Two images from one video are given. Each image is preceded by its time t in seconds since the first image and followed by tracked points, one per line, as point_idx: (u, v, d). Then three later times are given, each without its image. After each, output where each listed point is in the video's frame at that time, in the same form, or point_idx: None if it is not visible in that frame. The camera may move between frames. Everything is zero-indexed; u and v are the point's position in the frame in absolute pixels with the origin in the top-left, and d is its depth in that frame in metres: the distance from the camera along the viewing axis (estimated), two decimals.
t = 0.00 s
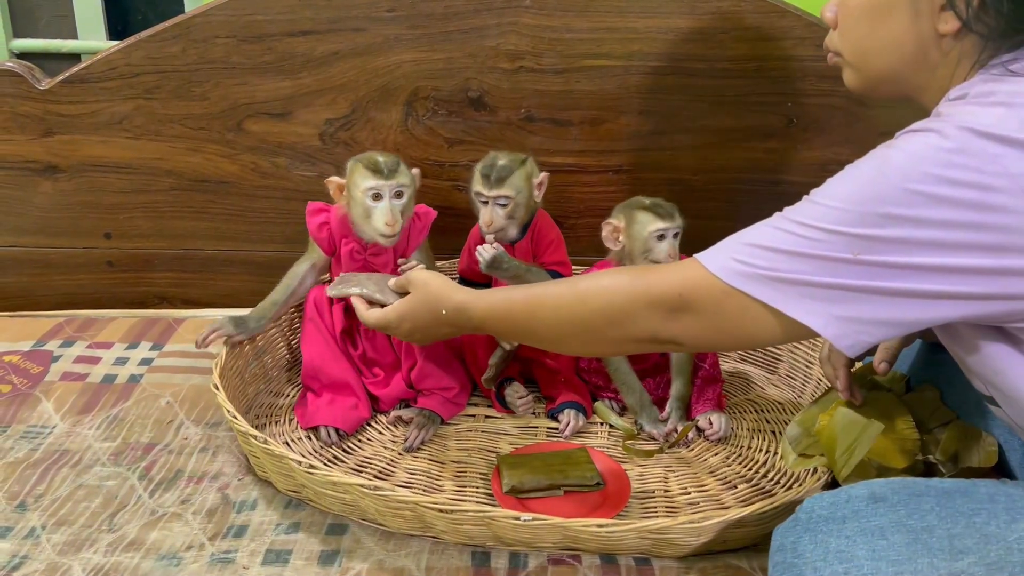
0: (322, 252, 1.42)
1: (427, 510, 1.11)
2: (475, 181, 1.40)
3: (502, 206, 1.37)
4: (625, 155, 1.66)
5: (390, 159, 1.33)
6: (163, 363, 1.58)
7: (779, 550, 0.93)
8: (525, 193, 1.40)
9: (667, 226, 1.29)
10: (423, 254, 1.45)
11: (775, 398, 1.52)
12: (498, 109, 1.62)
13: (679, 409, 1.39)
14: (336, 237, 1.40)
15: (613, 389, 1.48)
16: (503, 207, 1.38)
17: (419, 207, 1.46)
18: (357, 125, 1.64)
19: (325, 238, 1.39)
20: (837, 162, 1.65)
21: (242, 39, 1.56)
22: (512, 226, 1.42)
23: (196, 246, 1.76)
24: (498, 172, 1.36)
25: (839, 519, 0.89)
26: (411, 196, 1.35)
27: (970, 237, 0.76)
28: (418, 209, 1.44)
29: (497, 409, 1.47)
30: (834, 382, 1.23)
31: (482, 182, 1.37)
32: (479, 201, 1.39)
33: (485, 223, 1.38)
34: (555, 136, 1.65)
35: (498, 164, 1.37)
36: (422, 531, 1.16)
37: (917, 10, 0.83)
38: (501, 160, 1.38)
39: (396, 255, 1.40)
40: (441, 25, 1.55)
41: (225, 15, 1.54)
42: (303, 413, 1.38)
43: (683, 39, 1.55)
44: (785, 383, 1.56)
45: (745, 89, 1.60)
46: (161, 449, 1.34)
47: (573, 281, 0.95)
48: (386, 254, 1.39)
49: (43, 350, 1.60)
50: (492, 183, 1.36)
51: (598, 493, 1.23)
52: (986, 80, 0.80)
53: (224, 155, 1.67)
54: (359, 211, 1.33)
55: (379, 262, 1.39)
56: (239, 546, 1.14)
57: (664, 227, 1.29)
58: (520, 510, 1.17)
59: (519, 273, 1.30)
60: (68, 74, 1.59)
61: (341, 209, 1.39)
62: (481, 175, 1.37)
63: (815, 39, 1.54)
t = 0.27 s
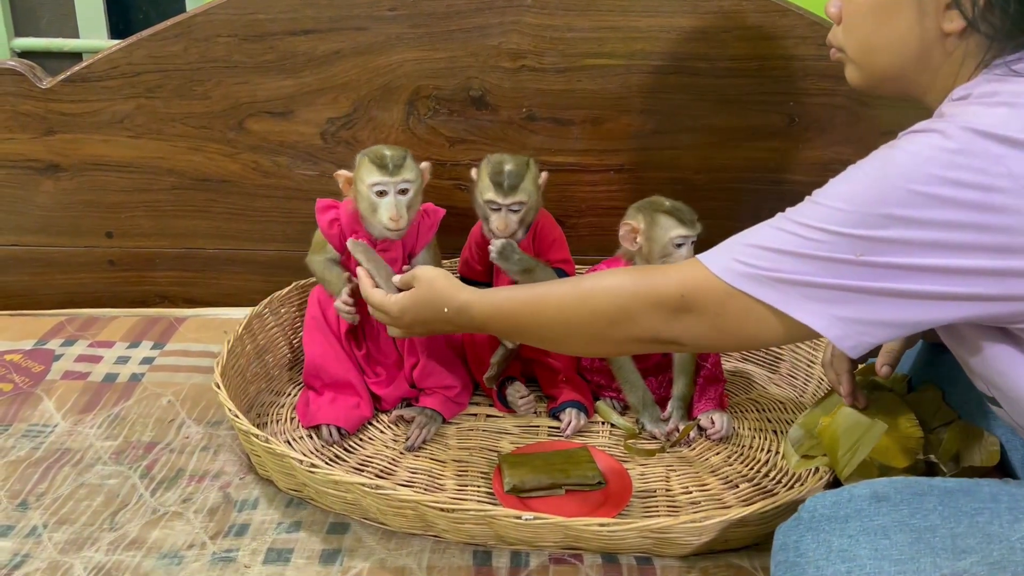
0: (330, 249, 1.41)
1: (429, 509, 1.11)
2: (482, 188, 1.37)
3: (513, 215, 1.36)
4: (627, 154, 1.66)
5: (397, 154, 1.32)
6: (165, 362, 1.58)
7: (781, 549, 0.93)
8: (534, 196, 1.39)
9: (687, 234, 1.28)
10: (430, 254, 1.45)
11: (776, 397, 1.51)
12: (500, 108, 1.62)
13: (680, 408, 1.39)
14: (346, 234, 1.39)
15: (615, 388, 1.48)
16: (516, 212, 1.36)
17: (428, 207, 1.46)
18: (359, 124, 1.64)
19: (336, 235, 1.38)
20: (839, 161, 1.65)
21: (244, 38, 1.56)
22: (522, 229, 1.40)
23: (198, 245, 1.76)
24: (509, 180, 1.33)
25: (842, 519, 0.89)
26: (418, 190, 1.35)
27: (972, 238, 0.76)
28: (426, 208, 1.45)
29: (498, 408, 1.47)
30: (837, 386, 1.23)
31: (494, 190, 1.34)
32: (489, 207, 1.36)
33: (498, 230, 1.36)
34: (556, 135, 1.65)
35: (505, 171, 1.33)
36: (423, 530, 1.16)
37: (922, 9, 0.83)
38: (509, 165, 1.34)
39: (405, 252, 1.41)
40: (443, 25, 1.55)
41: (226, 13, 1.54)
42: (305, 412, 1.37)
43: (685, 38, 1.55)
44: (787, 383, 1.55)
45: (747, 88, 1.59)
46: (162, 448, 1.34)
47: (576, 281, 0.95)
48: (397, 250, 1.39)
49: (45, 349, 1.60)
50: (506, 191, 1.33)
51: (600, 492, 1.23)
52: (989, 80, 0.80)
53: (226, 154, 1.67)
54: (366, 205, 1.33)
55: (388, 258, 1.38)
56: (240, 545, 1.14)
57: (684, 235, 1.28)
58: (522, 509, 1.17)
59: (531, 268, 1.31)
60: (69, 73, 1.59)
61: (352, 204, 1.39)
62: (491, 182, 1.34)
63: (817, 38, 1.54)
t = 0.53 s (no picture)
0: (337, 248, 1.41)
1: (431, 508, 1.11)
2: (489, 196, 1.37)
3: (524, 215, 1.35)
4: (629, 153, 1.66)
5: (402, 152, 1.32)
6: (167, 362, 1.58)
7: (783, 549, 0.93)
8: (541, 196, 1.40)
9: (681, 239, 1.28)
10: (437, 252, 1.45)
11: (778, 397, 1.51)
12: (502, 107, 1.62)
13: (682, 408, 1.40)
14: (352, 232, 1.38)
15: (617, 388, 1.48)
16: (528, 214, 1.36)
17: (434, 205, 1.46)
18: (361, 123, 1.63)
19: (342, 233, 1.38)
20: (841, 161, 1.64)
21: (246, 37, 1.56)
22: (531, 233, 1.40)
23: (200, 245, 1.76)
24: (514, 182, 1.34)
25: (845, 518, 0.89)
26: (424, 188, 1.35)
27: (969, 239, 0.76)
28: (433, 206, 1.44)
29: (500, 408, 1.47)
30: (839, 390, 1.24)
31: (504, 195, 1.34)
32: (500, 213, 1.36)
33: (513, 235, 1.35)
34: (558, 135, 1.65)
35: (508, 174, 1.34)
36: (425, 529, 1.16)
37: (919, 10, 0.83)
38: (512, 167, 1.35)
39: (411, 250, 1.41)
40: (445, 24, 1.55)
41: (228, 13, 1.54)
42: (307, 411, 1.38)
43: (687, 37, 1.55)
44: (789, 382, 1.55)
45: (749, 87, 1.59)
46: (165, 447, 1.35)
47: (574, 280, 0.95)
48: (403, 248, 1.39)
49: (47, 348, 1.60)
50: (517, 193, 1.33)
51: (602, 492, 1.23)
52: (986, 81, 0.80)
53: (228, 153, 1.67)
54: (371, 203, 1.33)
55: (395, 255, 1.38)
56: (243, 545, 1.14)
57: (675, 240, 1.28)
58: (524, 508, 1.17)
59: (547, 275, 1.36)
60: (72, 72, 1.59)
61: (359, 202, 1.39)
62: (500, 186, 1.34)
63: (819, 37, 1.54)
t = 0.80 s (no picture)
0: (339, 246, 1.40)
1: (434, 507, 1.11)
2: (501, 196, 1.37)
3: (542, 206, 1.37)
4: (631, 153, 1.66)
5: (399, 149, 1.31)
6: (169, 361, 1.58)
7: (786, 548, 0.93)
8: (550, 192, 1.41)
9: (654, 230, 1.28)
10: (442, 251, 1.44)
11: (780, 396, 1.51)
12: (503, 106, 1.62)
13: (684, 407, 1.40)
14: (357, 229, 1.39)
15: (619, 387, 1.48)
16: (543, 207, 1.37)
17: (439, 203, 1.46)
18: (363, 123, 1.64)
19: (347, 230, 1.38)
20: (842, 160, 1.64)
21: (248, 36, 1.56)
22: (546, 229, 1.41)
23: (202, 244, 1.76)
24: (527, 176, 1.35)
25: (847, 517, 0.89)
26: (419, 186, 1.33)
27: (969, 240, 0.76)
28: (436, 204, 1.44)
29: (502, 407, 1.47)
30: (841, 390, 1.24)
31: (520, 190, 1.34)
32: (518, 210, 1.36)
33: (534, 229, 1.35)
34: (560, 134, 1.65)
35: (518, 171, 1.36)
36: (427, 528, 1.16)
37: (920, 11, 0.83)
38: (519, 165, 1.37)
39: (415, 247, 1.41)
40: (447, 23, 1.55)
41: (230, 12, 1.54)
42: (309, 410, 1.38)
43: (689, 36, 1.55)
44: (790, 382, 1.55)
45: (752, 86, 1.59)
46: (167, 446, 1.35)
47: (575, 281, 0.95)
48: (407, 245, 1.39)
49: (50, 347, 1.60)
50: (531, 187, 1.35)
51: (604, 491, 1.23)
52: (987, 82, 0.80)
53: (230, 153, 1.67)
54: (368, 199, 1.34)
55: (398, 252, 1.38)
56: (245, 543, 1.14)
57: (641, 232, 1.29)
58: (526, 507, 1.17)
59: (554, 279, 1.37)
60: (74, 72, 1.59)
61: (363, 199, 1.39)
62: (512, 184, 1.35)
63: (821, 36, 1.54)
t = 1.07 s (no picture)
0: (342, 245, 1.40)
1: (437, 504, 1.11)
2: (511, 190, 1.36)
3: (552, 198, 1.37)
4: (633, 151, 1.66)
5: (396, 144, 1.30)
6: (172, 359, 1.58)
7: (790, 544, 0.93)
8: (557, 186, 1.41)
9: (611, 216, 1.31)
10: (442, 248, 1.44)
11: (782, 394, 1.51)
12: (506, 104, 1.62)
13: (687, 405, 1.40)
14: (360, 227, 1.39)
15: (621, 385, 1.48)
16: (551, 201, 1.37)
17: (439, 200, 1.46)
18: (365, 121, 1.64)
19: (350, 231, 1.38)
20: (845, 158, 1.64)
21: (250, 34, 1.56)
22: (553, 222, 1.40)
23: (205, 242, 1.76)
24: (536, 170, 1.34)
25: (852, 514, 0.89)
26: (415, 180, 1.32)
27: (976, 238, 0.76)
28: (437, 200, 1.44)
29: (505, 405, 1.47)
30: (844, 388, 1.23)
31: (530, 184, 1.34)
32: (528, 204, 1.35)
33: (543, 223, 1.35)
34: (562, 132, 1.65)
35: (527, 164, 1.35)
36: (431, 525, 1.16)
37: (928, 8, 0.83)
38: (527, 160, 1.36)
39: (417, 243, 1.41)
40: (450, 21, 1.55)
41: (233, 10, 1.54)
42: (312, 408, 1.38)
43: (691, 34, 1.55)
44: (793, 380, 1.55)
45: (755, 84, 1.59)
46: (170, 444, 1.35)
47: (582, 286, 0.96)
48: (410, 241, 1.39)
49: (52, 345, 1.60)
50: (540, 181, 1.34)
51: (607, 488, 1.23)
52: (995, 78, 0.81)
53: (232, 151, 1.67)
54: (366, 193, 1.34)
55: (400, 250, 1.39)
56: (249, 541, 1.14)
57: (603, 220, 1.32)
58: (529, 505, 1.17)
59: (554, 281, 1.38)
60: (77, 70, 1.59)
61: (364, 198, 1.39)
62: (522, 178, 1.34)
63: (824, 34, 1.54)
